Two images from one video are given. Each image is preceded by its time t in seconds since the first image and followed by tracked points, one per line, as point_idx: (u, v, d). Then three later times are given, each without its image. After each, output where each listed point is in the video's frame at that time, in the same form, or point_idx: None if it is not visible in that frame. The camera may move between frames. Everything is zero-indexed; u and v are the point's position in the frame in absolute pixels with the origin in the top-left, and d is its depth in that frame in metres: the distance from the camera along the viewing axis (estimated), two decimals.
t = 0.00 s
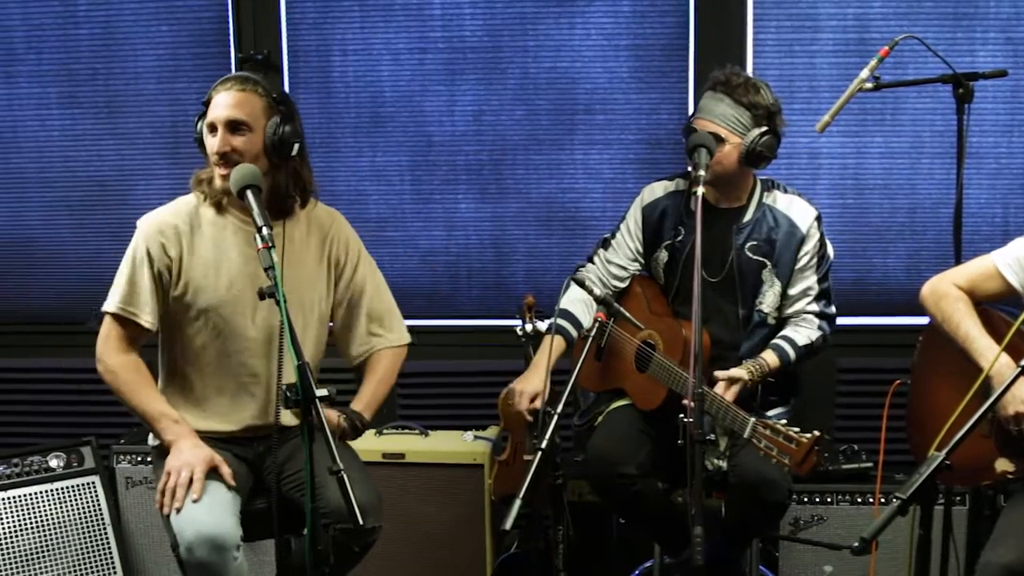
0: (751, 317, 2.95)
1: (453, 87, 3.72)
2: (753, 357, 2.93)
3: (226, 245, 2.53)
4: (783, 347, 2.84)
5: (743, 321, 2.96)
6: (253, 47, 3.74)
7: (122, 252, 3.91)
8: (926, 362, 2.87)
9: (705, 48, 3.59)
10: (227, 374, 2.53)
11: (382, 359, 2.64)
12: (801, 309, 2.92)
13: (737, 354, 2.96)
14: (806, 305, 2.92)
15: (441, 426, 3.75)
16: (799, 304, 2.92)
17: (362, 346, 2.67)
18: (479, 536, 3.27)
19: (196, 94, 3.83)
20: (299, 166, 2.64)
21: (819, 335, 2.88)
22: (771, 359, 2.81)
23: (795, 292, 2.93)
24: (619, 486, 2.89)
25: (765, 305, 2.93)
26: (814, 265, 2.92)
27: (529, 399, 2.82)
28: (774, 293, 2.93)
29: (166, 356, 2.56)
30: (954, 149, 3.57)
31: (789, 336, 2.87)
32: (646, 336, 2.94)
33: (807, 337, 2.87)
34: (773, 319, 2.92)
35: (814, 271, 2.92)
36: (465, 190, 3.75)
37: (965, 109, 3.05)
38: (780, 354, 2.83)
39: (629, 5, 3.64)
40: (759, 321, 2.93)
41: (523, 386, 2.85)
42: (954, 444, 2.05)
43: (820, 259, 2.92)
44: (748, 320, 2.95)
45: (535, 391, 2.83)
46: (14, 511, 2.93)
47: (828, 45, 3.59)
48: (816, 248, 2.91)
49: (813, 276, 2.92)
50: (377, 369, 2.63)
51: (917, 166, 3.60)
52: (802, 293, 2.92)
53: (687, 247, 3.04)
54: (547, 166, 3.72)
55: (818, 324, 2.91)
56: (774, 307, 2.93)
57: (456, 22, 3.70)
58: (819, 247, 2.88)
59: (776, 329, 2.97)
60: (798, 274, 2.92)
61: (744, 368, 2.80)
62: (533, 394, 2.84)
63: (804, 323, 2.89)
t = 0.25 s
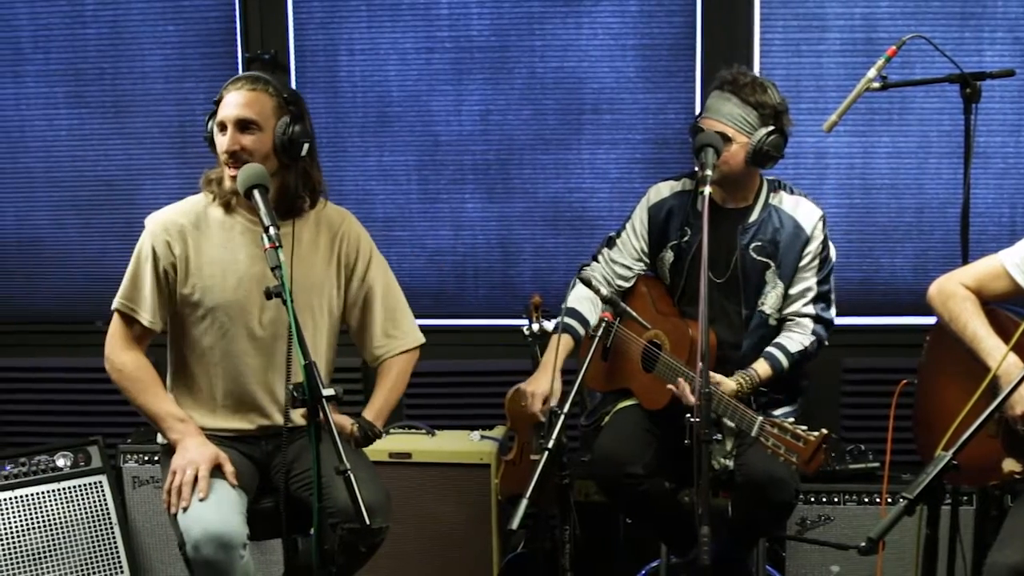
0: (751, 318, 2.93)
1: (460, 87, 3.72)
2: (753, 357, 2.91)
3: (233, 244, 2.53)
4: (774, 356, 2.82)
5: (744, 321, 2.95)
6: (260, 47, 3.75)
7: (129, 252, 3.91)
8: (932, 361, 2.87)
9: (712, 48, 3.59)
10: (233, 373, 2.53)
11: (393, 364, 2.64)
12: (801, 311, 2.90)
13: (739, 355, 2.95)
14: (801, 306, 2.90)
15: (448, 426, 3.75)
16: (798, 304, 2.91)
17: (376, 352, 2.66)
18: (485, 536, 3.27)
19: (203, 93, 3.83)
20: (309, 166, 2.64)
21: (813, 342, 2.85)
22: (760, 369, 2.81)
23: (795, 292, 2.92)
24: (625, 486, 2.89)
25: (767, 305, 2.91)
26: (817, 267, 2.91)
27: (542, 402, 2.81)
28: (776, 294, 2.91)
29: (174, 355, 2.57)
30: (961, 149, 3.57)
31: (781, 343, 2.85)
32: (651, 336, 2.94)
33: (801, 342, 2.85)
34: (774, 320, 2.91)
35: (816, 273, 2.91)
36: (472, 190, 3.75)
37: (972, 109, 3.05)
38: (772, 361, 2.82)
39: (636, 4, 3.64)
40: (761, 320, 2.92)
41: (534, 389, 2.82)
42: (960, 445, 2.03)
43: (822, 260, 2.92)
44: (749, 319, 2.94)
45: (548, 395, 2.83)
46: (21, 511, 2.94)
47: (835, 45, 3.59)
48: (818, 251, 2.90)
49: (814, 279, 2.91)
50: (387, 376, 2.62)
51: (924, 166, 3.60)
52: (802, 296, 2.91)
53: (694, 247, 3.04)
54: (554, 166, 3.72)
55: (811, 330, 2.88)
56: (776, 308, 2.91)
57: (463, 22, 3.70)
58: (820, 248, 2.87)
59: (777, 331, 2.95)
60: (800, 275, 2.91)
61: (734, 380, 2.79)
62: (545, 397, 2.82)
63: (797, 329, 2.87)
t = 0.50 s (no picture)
0: (754, 322, 2.93)
1: (464, 87, 3.72)
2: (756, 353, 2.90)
3: (237, 244, 2.53)
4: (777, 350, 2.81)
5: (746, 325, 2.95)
6: (264, 46, 3.75)
7: (133, 252, 3.92)
8: (936, 362, 2.86)
9: (716, 48, 3.59)
10: (237, 372, 2.53)
11: (396, 361, 2.64)
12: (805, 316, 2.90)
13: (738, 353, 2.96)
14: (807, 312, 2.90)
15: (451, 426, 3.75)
16: (804, 310, 2.90)
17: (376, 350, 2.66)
18: (489, 535, 3.27)
19: (206, 93, 3.83)
20: (313, 167, 2.65)
21: (819, 343, 2.84)
22: (761, 359, 2.80)
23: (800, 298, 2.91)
24: (629, 486, 2.89)
25: (771, 311, 2.90)
26: (821, 273, 2.91)
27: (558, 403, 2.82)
28: (779, 300, 2.90)
29: (177, 354, 2.57)
30: (965, 150, 3.56)
31: (786, 339, 2.84)
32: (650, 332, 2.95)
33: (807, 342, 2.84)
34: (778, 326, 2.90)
35: (820, 280, 2.91)
36: (476, 190, 3.75)
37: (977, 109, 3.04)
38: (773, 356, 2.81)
39: (640, 4, 3.63)
40: (763, 325, 2.91)
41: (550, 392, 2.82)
42: (964, 445, 2.02)
43: (828, 266, 2.91)
44: (752, 324, 2.93)
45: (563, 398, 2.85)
46: (25, 509, 2.93)
47: (839, 45, 3.58)
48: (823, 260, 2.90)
49: (820, 284, 2.91)
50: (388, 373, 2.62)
51: (928, 166, 3.60)
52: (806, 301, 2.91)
53: (694, 245, 3.02)
54: (558, 165, 3.72)
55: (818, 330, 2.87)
56: (779, 313, 2.90)
57: (467, 22, 3.70)
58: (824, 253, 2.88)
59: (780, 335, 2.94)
60: (805, 281, 2.91)
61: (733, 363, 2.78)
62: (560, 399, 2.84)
63: (804, 328, 2.86)
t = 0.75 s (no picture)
0: (757, 329, 2.92)
1: (466, 86, 3.72)
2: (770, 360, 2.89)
3: (239, 244, 2.54)
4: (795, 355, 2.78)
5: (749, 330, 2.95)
6: (267, 46, 3.75)
7: (135, 251, 3.92)
8: (940, 364, 2.86)
9: (718, 48, 3.58)
10: (238, 372, 2.53)
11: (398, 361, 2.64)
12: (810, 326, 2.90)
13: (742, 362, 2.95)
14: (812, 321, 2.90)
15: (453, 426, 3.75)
16: (810, 318, 2.90)
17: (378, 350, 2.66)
18: (491, 534, 3.27)
19: (209, 93, 3.83)
20: (314, 168, 2.65)
21: (831, 347, 2.84)
22: (787, 365, 2.75)
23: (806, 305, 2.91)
24: (631, 486, 2.89)
25: (773, 318, 2.90)
26: (823, 280, 2.91)
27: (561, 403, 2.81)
28: (783, 308, 2.90)
29: (179, 353, 2.57)
30: (968, 149, 3.56)
31: (802, 345, 2.82)
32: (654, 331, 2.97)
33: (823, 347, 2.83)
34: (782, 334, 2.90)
35: (824, 287, 2.91)
36: (478, 189, 3.75)
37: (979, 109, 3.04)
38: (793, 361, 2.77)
39: (643, 4, 3.63)
40: (766, 332, 2.91)
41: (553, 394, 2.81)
42: (966, 444, 2.01)
43: (831, 273, 2.91)
44: (756, 331, 2.93)
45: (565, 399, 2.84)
46: (27, 509, 2.94)
47: (841, 44, 3.58)
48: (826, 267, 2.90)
49: (824, 292, 2.91)
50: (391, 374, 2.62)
51: (930, 166, 3.59)
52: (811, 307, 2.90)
53: (696, 246, 3.02)
54: (560, 165, 3.72)
55: (827, 336, 2.87)
56: (783, 321, 2.90)
57: (469, 21, 3.70)
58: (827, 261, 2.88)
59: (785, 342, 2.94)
60: (809, 288, 2.90)
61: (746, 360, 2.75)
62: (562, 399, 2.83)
63: (816, 334, 2.86)
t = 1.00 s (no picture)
0: (760, 329, 2.92)
1: (467, 86, 3.72)
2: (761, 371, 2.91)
3: (240, 244, 2.54)
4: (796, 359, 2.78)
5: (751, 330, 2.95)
6: (268, 46, 3.75)
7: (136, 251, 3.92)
8: (942, 364, 2.86)
9: (720, 48, 3.58)
10: (239, 371, 2.53)
11: (399, 360, 2.64)
12: (807, 325, 2.89)
13: (746, 366, 2.94)
14: (811, 323, 2.89)
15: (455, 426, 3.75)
16: (810, 318, 2.89)
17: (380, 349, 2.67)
18: (491, 534, 3.27)
19: (210, 92, 3.83)
20: (316, 167, 2.64)
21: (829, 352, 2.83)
22: (789, 370, 2.74)
23: (805, 304, 2.90)
24: (631, 485, 2.89)
25: (775, 319, 2.90)
26: (824, 280, 2.90)
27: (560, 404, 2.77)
28: (784, 308, 2.90)
29: (180, 353, 2.57)
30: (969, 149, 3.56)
31: (800, 349, 2.81)
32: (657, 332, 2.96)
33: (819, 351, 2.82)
34: (784, 335, 2.90)
35: (824, 288, 2.91)
36: (480, 189, 3.75)
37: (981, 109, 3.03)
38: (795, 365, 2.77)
39: (644, 4, 3.63)
40: (767, 333, 2.91)
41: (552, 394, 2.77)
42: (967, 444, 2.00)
43: (831, 274, 2.91)
44: (758, 331, 2.93)
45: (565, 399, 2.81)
46: (28, 509, 2.94)
47: (843, 44, 3.58)
48: (827, 267, 2.90)
49: (821, 293, 2.91)
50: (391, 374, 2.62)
51: (932, 166, 3.59)
52: (811, 308, 2.90)
53: (698, 246, 3.02)
54: (562, 165, 3.72)
55: (825, 340, 2.86)
56: (784, 321, 2.90)
57: (470, 21, 3.70)
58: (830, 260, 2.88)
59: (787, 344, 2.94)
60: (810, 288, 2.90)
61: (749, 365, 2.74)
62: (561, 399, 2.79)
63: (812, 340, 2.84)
